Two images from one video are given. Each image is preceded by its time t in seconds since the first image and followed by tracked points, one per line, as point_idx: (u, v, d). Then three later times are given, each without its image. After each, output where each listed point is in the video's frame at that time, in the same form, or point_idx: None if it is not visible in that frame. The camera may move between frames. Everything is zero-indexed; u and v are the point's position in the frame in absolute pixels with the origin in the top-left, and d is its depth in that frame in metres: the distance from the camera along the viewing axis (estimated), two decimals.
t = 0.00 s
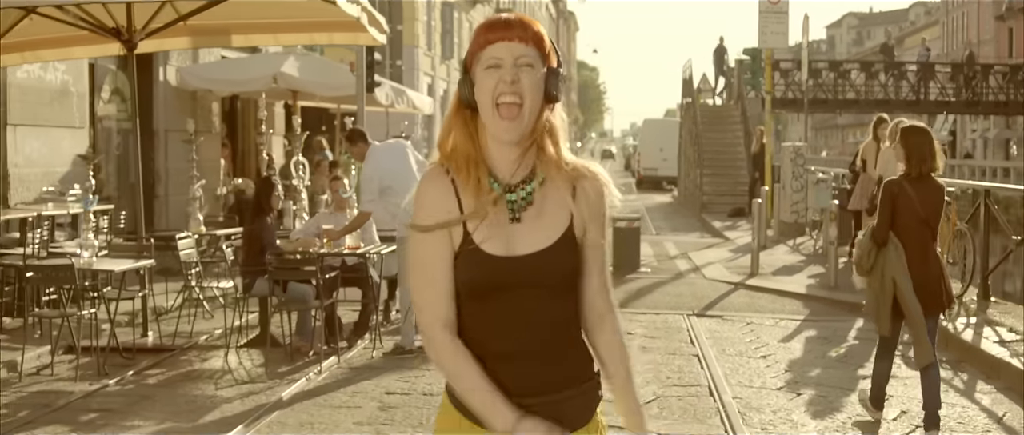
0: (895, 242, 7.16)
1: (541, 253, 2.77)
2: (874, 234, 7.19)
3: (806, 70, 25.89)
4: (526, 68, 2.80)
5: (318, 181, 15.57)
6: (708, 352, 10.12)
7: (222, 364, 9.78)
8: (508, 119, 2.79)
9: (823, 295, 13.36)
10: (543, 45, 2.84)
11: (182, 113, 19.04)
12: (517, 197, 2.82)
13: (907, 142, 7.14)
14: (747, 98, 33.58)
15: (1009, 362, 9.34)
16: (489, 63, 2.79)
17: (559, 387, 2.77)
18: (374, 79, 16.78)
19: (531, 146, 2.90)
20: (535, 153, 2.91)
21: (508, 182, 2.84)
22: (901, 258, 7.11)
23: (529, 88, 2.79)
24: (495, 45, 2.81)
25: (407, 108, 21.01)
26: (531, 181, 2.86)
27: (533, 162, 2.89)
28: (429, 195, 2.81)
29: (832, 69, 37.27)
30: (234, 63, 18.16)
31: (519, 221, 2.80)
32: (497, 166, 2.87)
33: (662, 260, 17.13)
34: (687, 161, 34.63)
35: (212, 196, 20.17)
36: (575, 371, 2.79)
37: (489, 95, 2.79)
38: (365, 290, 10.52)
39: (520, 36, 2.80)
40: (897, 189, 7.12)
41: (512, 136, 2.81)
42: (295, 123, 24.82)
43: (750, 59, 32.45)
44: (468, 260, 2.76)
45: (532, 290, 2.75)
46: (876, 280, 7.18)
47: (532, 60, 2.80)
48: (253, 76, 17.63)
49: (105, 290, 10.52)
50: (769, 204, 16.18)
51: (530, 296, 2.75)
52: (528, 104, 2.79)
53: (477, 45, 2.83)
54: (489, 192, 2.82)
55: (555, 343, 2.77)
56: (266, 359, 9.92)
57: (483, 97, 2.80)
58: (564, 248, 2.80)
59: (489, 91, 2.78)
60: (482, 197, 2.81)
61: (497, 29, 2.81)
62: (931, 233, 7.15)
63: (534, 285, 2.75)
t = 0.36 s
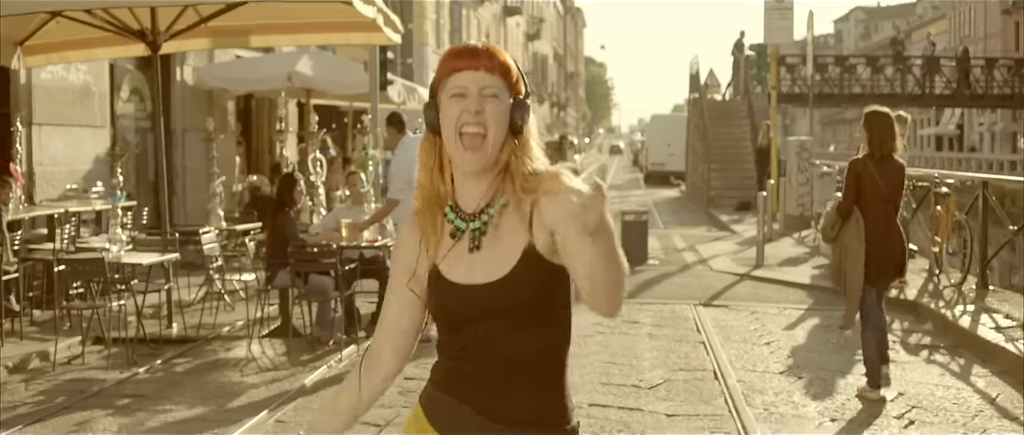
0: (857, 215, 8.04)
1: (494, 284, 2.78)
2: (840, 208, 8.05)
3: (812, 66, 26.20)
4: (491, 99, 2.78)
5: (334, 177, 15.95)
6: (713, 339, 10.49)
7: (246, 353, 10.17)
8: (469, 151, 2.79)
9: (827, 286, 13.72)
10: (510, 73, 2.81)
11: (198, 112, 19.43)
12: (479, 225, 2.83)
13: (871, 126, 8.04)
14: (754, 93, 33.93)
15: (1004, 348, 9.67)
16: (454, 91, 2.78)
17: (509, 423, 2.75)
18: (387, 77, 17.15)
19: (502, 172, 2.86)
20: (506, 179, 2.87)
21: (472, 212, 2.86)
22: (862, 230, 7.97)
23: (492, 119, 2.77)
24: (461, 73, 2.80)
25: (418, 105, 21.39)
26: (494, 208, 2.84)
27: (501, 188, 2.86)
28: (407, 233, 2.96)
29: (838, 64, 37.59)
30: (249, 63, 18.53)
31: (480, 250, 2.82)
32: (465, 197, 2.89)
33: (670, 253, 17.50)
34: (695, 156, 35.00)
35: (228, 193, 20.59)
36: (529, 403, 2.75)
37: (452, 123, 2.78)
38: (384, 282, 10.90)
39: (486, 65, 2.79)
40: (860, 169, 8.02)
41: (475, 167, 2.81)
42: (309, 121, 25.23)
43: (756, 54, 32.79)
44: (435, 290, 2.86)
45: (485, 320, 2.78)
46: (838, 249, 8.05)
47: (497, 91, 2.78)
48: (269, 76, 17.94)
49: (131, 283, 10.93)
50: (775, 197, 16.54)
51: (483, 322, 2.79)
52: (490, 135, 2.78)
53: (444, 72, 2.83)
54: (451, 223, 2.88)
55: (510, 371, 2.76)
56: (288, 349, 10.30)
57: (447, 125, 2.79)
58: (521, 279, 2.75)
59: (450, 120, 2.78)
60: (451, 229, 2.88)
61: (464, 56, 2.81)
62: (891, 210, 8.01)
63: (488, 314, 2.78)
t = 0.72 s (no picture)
0: (834, 203, 8.87)
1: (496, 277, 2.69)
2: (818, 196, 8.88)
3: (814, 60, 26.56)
4: (497, 94, 2.67)
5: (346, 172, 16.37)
6: (717, 326, 10.87)
7: (267, 342, 10.57)
8: (473, 145, 2.66)
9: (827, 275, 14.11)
10: (516, 73, 2.72)
11: (212, 110, 19.85)
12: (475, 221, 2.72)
13: (848, 123, 8.97)
14: (758, 86, 34.34)
15: (998, 332, 10.02)
16: (460, 83, 2.67)
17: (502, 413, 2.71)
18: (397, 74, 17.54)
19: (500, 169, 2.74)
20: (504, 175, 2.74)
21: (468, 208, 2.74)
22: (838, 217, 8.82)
23: (497, 114, 2.66)
24: (467, 64, 2.68)
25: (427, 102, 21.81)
26: (489, 207, 2.72)
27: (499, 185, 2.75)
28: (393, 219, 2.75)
29: (841, 57, 37.96)
30: (263, 61, 18.90)
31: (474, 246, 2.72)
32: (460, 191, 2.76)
33: (676, 244, 17.91)
34: (700, 149, 35.43)
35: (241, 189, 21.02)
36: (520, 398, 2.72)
37: (455, 114, 2.66)
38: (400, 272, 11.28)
39: (495, 59, 2.68)
40: (838, 161, 8.87)
41: (477, 162, 2.67)
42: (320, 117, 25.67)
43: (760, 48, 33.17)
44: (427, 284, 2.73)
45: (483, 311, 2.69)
46: (817, 235, 8.86)
47: (504, 87, 2.67)
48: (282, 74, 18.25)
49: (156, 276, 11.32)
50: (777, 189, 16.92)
51: (479, 318, 2.70)
52: (494, 131, 2.66)
53: (448, 62, 2.71)
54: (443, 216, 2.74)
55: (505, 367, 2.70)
56: (307, 338, 10.71)
57: (448, 116, 2.67)
58: (512, 274, 2.69)
59: (454, 114, 2.66)
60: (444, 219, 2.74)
61: (472, 50, 2.70)
62: (863, 197, 8.89)
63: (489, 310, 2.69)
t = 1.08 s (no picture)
0: (806, 198, 10.04)
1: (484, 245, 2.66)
2: (791, 193, 10.05)
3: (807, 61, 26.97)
4: (484, 48, 2.72)
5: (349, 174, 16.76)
6: (712, 320, 11.28)
7: (278, 338, 10.96)
8: (463, 100, 2.70)
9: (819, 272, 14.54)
10: (504, 25, 2.76)
11: (216, 115, 20.25)
12: (463, 182, 2.73)
13: (814, 125, 10.08)
14: (752, 87, 34.75)
15: (981, 324, 10.43)
16: (446, 41, 2.72)
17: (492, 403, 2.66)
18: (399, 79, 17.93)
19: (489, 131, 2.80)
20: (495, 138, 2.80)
21: (458, 169, 2.77)
22: (812, 210, 10.00)
23: (485, 68, 2.70)
24: (453, 19, 2.73)
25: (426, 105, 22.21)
26: (484, 170, 2.75)
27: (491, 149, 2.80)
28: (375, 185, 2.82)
29: (834, 57, 38.39)
30: (266, 66, 19.29)
31: (467, 209, 2.71)
32: (449, 152, 2.81)
33: (672, 242, 18.33)
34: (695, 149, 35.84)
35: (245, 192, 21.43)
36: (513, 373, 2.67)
37: (444, 72, 2.71)
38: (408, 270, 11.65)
39: (480, 13, 2.73)
40: (808, 161, 10.01)
41: (467, 117, 2.72)
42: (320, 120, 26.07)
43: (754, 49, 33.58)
44: (410, 246, 2.71)
45: (469, 282, 2.64)
46: (792, 226, 10.10)
47: (491, 40, 2.72)
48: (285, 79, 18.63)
49: (170, 276, 11.70)
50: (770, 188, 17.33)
51: (466, 285, 2.65)
52: (483, 85, 2.71)
53: (436, 23, 2.77)
54: (433, 177, 2.79)
55: (497, 333, 2.65)
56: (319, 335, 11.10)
57: (438, 75, 2.72)
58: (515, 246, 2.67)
59: (442, 72, 2.71)
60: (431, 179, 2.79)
61: (455, 6, 2.75)
62: (833, 192, 10.04)
63: (471, 279, 2.64)
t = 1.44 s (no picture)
0: (780, 194, 10.82)
1: (476, 298, 2.51)
2: (766, 189, 10.84)
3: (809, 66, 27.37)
4: (471, 98, 2.58)
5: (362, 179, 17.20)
6: (716, 318, 11.69)
7: (297, 339, 11.37)
8: (448, 146, 2.57)
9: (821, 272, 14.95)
10: (491, 69, 2.60)
11: (230, 123, 20.70)
12: (455, 234, 2.57)
13: (787, 127, 10.83)
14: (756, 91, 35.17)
15: (975, 320, 10.81)
16: (430, 91, 2.58)
17: None
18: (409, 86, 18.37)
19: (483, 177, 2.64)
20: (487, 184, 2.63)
21: (448, 222, 2.61)
22: (784, 204, 10.79)
23: (473, 119, 2.57)
24: (436, 68, 2.58)
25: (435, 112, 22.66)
26: (476, 217, 2.59)
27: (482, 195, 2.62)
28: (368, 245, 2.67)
29: (837, 61, 38.81)
30: (279, 74, 19.72)
31: (458, 264, 2.55)
32: (441, 206, 2.65)
33: (677, 244, 18.74)
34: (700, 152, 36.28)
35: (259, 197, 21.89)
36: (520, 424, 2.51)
37: (429, 123, 2.57)
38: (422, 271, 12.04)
39: (465, 60, 2.57)
40: (782, 159, 10.79)
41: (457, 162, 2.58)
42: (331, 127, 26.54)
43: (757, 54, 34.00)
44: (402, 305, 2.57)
45: (467, 337, 2.50)
46: (766, 219, 10.89)
47: (478, 89, 2.58)
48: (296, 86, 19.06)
49: (193, 278, 12.12)
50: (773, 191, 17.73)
51: (461, 341, 2.51)
52: (471, 130, 2.57)
53: (418, 71, 2.62)
54: (424, 233, 2.62)
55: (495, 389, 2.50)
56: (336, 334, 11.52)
57: (423, 126, 2.59)
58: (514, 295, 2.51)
59: (426, 121, 2.57)
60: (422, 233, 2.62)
61: (439, 52, 2.59)
62: (805, 188, 10.83)
63: (465, 334, 2.50)
